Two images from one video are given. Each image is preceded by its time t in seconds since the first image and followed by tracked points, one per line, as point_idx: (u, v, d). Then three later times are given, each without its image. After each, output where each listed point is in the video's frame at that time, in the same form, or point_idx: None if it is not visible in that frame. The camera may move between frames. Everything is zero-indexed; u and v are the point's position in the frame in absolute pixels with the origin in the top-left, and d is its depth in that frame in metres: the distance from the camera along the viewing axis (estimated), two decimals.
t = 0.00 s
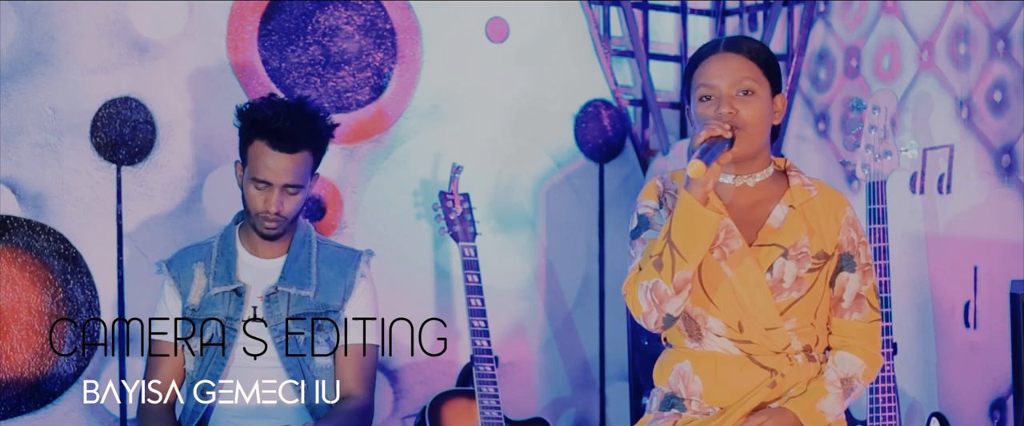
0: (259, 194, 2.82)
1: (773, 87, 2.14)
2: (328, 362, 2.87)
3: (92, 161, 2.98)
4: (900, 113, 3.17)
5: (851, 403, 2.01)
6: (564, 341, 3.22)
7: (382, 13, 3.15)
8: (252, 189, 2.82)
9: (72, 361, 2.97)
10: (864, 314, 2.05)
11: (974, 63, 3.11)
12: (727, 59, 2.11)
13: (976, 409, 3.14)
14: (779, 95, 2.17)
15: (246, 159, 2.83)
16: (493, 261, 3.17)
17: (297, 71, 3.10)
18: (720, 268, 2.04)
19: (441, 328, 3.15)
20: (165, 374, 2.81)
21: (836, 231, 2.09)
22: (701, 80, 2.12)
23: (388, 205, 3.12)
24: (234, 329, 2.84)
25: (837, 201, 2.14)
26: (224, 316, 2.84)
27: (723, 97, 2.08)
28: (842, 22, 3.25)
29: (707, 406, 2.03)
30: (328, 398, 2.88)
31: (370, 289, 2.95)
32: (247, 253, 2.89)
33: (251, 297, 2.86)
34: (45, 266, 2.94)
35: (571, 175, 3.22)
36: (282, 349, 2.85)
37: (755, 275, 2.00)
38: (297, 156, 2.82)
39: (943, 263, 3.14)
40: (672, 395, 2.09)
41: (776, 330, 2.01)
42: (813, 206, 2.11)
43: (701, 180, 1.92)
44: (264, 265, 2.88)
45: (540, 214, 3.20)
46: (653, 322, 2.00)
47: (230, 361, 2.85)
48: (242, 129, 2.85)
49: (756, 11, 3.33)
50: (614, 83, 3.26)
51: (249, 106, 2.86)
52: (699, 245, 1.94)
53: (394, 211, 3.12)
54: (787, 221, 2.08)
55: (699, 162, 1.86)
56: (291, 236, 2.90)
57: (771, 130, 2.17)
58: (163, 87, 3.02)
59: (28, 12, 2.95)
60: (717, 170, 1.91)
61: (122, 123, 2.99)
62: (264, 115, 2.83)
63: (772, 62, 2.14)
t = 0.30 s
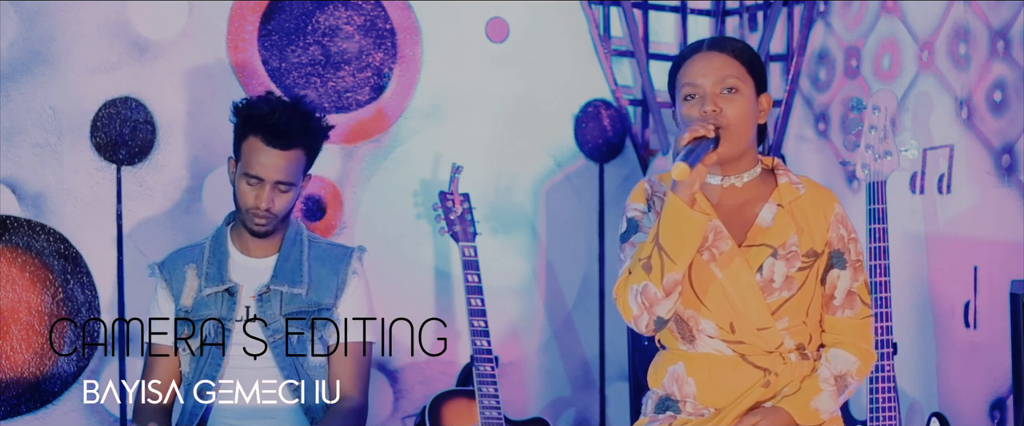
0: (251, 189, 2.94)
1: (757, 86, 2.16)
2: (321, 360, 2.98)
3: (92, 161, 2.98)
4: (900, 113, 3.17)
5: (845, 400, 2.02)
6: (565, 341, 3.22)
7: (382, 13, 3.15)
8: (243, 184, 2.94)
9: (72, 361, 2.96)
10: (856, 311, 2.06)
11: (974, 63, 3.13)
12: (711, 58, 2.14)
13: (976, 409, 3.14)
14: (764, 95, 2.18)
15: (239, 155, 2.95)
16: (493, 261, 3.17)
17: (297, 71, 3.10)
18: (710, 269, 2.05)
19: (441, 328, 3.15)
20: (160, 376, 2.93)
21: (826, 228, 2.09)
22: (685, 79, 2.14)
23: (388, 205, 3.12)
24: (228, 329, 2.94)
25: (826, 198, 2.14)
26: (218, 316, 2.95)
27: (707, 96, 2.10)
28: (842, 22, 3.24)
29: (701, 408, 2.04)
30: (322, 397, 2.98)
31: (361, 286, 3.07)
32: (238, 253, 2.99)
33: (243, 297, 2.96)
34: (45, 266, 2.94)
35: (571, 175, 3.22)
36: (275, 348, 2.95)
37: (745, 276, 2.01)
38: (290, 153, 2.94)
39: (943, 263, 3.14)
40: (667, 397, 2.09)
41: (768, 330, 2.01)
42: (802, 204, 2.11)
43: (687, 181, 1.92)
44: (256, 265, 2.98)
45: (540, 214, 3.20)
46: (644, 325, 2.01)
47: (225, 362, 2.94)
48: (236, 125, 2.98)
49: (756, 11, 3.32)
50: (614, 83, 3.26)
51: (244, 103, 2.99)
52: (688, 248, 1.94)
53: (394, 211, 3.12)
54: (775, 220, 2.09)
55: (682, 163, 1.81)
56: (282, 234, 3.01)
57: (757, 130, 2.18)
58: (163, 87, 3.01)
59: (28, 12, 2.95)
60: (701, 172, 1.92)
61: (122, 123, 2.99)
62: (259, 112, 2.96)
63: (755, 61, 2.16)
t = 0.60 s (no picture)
0: (239, 192, 2.94)
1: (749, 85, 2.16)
2: (320, 359, 2.98)
3: (92, 161, 2.98)
4: (900, 113, 3.18)
5: (841, 398, 2.02)
6: (565, 341, 3.22)
7: (382, 13, 3.15)
8: (231, 187, 2.94)
9: (72, 361, 2.97)
10: (850, 308, 2.06)
11: (974, 63, 3.11)
12: (702, 58, 2.14)
13: (976, 409, 3.14)
14: (756, 93, 2.18)
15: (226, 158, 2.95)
16: (494, 261, 3.17)
17: (297, 71, 3.10)
18: (703, 268, 2.05)
19: (441, 328, 3.15)
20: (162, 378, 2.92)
21: (818, 227, 2.10)
22: (677, 79, 2.14)
23: (388, 204, 3.12)
24: (226, 330, 2.94)
25: (819, 197, 2.14)
26: (216, 318, 2.94)
27: (699, 96, 2.11)
28: (842, 22, 3.25)
29: (697, 408, 2.05)
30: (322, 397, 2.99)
31: (358, 285, 3.07)
32: (233, 256, 2.98)
33: (240, 298, 2.96)
34: (45, 266, 2.94)
35: (571, 175, 3.22)
36: (274, 347, 2.96)
37: (738, 275, 2.02)
38: (276, 154, 2.94)
39: (942, 263, 3.14)
40: (663, 398, 2.10)
41: (762, 329, 2.01)
42: (795, 203, 2.12)
43: (680, 181, 1.92)
44: (251, 266, 2.98)
45: (540, 214, 3.20)
46: (638, 325, 2.02)
47: (224, 364, 2.94)
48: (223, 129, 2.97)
49: (756, 11, 3.33)
50: (614, 83, 3.26)
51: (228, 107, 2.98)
52: (681, 246, 1.95)
53: (394, 211, 3.12)
54: (768, 218, 2.09)
55: (674, 162, 1.80)
56: (277, 235, 3.00)
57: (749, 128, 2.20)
58: (163, 87, 3.01)
59: (28, 12, 2.95)
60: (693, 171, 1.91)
61: (122, 123, 2.99)
62: (243, 115, 2.96)
63: (747, 60, 2.16)
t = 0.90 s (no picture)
0: (231, 199, 2.93)
1: (751, 86, 2.17)
2: (320, 360, 2.98)
3: (92, 161, 2.98)
4: (900, 113, 3.18)
5: (841, 398, 2.03)
6: (565, 341, 3.22)
7: (382, 13, 3.15)
8: (223, 194, 2.93)
9: (72, 361, 2.96)
10: (851, 309, 2.05)
11: (974, 63, 3.11)
12: (703, 62, 2.14)
13: (976, 409, 3.14)
14: (758, 94, 2.19)
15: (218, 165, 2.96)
16: (494, 260, 3.17)
17: (297, 71, 3.10)
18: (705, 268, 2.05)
19: (441, 328, 3.15)
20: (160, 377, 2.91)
21: (820, 227, 2.09)
22: (679, 83, 2.14)
23: (388, 205, 3.12)
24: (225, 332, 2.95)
25: (821, 198, 2.14)
26: (215, 320, 2.96)
27: (701, 100, 2.10)
28: (842, 22, 3.24)
29: (698, 407, 2.05)
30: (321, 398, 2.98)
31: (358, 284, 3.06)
32: (231, 258, 2.99)
33: (239, 300, 2.98)
34: (45, 266, 2.94)
35: (571, 175, 3.22)
36: (273, 349, 2.96)
37: (739, 275, 2.02)
38: (267, 162, 2.92)
39: (942, 263, 3.14)
40: (664, 397, 2.10)
41: (763, 328, 2.01)
42: (797, 203, 2.11)
43: (682, 182, 1.92)
44: (250, 268, 2.99)
45: (540, 214, 3.20)
46: (640, 325, 2.02)
47: (224, 365, 2.94)
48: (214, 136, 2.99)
49: (756, 11, 3.32)
50: (614, 83, 3.26)
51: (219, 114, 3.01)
52: (683, 246, 1.95)
53: (394, 211, 3.12)
54: (770, 219, 2.10)
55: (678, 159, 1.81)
56: (274, 238, 3.00)
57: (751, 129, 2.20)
58: (163, 87, 3.01)
59: (28, 12, 2.95)
60: (695, 171, 1.91)
61: (122, 123, 2.99)
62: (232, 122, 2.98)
63: (749, 62, 2.17)
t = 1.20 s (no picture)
0: (243, 218, 2.83)
1: (761, 86, 2.17)
2: (320, 362, 2.96)
3: (92, 161, 2.98)
4: (900, 114, 3.17)
5: (845, 402, 2.03)
6: (565, 341, 3.22)
7: (381, 13, 3.15)
8: (237, 212, 2.83)
9: (72, 361, 2.96)
10: (858, 313, 2.07)
11: (974, 63, 3.14)
12: (714, 63, 2.13)
13: (976, 409, 3.15)
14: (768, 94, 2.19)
15: (232, 183, 2.84)
16: (494, 261, 3.17)
17: (297, 71, 3.10)
18: (714, 269, 2.05)
19: (441, 328, 3.15)
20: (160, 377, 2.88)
21: (829, 230, 2.10)
22: (689, 84, 2.14)
23: (388, 205, 3.12)
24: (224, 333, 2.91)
25: (830, 201, 2.15)
26: (213, 321, 2.91)
27: (711, 100, 2.10)
28: (842, 22, 3.24)
29: (701, 406, 2.04)
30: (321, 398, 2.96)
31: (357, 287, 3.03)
32: (230, 260, 2.93)
33: (238, 302, 2.93)
34: (45, 266, 2.94)
35: (571, 175, 3.22)
36: (271, 353, 2.92)
37: (749, 277, 2.01)
38: (285, 188, 2.83)
39: (943, 263, 3.14)
40: (667, 396, 2.09)
41: (770, 331, 2.01)
42: (806, 206, 2.12)
43: (693, 183, 1.93)
44: (249, 270, 2.93)
45: (540, 214, 3.20)
46: (647, 325, 2.01)
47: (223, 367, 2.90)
48: (231, 154, 2.85)
49: (756, 11, 3.31)
50: (614, 83, 3.26)
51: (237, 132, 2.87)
52: (692, 248, 1.94)
53: (394, 211, 3.12)
54: (779, 221, 2.10)
55: (688, 164, 1.85)
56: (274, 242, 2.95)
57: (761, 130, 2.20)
58: (163, 87, 3.01)
59: (28, 12, 2.95)
60: (706, 172, 1.94)
61: (122, 123, 2.99)
62: (253, 145, 2.84)
63: (758, 62, 2.16)
